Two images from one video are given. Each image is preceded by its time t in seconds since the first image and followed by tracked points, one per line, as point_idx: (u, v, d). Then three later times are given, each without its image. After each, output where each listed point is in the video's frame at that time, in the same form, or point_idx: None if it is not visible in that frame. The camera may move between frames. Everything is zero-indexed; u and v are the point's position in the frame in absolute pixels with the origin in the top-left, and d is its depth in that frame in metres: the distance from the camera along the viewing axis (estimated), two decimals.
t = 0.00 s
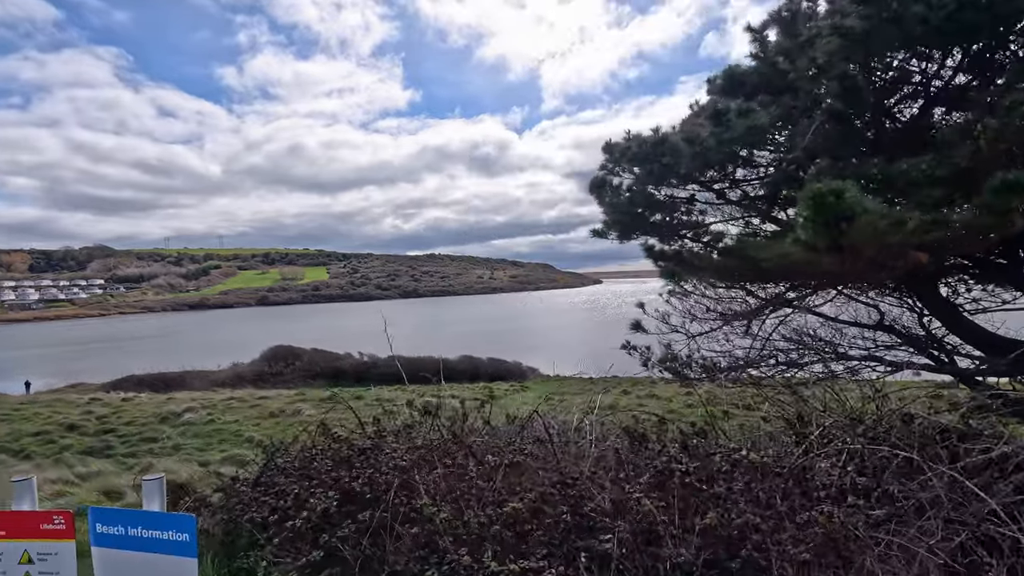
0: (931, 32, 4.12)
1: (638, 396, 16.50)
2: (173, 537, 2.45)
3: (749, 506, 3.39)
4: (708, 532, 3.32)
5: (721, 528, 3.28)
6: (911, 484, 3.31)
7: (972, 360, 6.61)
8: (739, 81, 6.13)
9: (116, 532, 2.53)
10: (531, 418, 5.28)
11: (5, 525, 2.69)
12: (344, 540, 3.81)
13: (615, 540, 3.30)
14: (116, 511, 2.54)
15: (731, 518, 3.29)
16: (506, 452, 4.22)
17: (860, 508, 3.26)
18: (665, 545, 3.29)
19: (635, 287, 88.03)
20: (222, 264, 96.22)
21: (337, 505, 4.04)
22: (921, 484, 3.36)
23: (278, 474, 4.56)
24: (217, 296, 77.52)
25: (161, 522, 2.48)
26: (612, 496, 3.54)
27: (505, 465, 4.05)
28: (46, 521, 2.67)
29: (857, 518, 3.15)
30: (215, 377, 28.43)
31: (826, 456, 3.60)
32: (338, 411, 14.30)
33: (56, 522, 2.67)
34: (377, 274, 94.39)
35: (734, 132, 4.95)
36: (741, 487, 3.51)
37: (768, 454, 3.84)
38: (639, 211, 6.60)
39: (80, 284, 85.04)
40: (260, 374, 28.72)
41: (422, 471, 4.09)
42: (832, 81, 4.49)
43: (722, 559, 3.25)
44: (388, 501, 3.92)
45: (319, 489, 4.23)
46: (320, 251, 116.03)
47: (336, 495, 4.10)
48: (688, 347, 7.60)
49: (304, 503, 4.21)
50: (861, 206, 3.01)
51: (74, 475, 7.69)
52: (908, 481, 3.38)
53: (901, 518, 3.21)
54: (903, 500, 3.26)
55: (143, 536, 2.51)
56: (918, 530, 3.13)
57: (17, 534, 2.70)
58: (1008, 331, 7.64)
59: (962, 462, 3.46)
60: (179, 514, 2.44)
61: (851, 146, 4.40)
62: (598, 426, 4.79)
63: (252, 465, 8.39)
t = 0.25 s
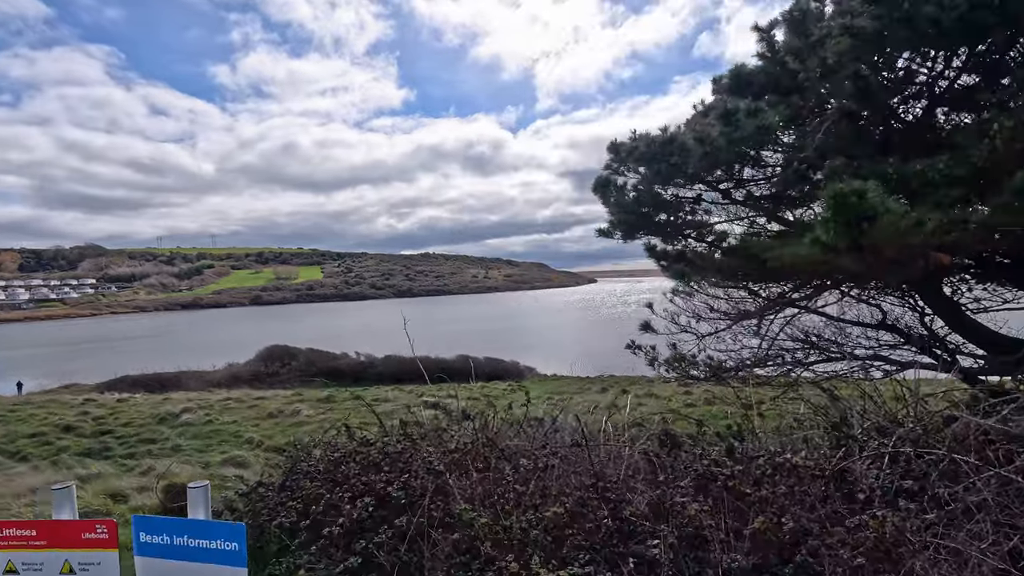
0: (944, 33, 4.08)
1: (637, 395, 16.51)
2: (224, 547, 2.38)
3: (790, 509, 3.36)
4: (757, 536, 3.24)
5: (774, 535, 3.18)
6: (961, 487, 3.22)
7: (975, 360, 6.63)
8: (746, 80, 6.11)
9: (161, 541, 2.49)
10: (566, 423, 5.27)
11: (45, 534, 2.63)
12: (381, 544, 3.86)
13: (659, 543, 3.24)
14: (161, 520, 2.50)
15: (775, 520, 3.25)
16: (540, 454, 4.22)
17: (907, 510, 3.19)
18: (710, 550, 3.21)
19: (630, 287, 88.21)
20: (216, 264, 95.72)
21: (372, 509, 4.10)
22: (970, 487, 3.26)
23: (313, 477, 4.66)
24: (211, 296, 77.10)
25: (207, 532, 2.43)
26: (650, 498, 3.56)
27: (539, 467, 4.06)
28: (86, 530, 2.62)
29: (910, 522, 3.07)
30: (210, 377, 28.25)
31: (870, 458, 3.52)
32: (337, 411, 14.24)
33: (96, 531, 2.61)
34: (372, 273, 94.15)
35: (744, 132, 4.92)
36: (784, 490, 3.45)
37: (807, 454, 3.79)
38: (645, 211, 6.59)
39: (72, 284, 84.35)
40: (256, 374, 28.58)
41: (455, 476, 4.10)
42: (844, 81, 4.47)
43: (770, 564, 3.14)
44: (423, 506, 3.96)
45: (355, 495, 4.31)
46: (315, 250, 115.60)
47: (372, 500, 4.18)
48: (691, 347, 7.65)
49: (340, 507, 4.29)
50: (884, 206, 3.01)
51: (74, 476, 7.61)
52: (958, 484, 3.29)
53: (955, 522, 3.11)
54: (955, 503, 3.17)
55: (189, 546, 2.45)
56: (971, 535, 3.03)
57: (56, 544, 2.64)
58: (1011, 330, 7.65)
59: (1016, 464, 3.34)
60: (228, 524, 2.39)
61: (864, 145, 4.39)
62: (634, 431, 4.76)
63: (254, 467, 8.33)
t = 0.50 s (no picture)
0: (952, 34, 4.13)
1: (635, 394, 16.54)
2: (284, 545, 2.34)
3: (837, 503, 3.31)
4: (802, 529, 3.19)
5: (821, 527, 3.15)
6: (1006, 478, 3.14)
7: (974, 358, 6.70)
8: (752, 81, 6.16)
9: (220, 538, 2.42)
10: (595, 424, 5.19)
11: (103, 532, 2.43)
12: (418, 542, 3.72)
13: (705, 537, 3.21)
14: (221, 517, 2.43)
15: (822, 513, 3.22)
16: (573, 452, 4.15)
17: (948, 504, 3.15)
18: (758, 543, 3.17)
19: (625, 287, 88.38)
20: (209, 264, 95.14)
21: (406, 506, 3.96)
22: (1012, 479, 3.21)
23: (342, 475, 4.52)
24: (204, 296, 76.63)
25: (269, 529, 2.37)
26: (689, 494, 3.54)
27: (574, 464, 4.00)
28: (145, 529, 2.42)
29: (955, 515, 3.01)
30: (205, 378, 28.09)
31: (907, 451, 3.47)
32: (336, 412, 14.19)
33: (156, 529, 2.41)
34: (366, 273, 93.90)
35: (752, 132, 4.96)
36: (823, 483, 3.41)
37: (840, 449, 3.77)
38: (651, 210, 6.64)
39: (63, 284, 83.60)
40: (252, 375, 28.44)
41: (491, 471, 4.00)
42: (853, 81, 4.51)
43: (820, 556, 3.13)
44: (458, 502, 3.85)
45: (387, 493, 4.16)
46: (309, 251, 115.14)
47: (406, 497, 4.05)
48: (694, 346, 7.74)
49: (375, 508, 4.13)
50: (899, 206, 3.03)
51: (76, 478, 7.54)
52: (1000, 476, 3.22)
53: (999, 513, 3.04)
54: (999, 494, 3.10)
55: (249, 543, 2.39)
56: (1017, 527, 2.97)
57: (113, 542, 2.43)
58: (1010, 328, 7.74)
59: None
60: (290, 521, 2.34)
61: (872, 145, 4.45)
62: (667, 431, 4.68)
63: (257, 467, 8.29)
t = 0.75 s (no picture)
0: (959, 34, 4.17)
1: (634, 393, 16.58)
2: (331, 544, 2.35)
3: (872, 500, 3.21)
4: (840, 526, 3.16)
5: (860, 524, 3.09)
6: None
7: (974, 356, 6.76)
8: (756, 81, 6.19)
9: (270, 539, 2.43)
10: (628, 424, 5.03)
11: (153, 533, 2.41)
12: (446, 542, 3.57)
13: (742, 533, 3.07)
14: (270, 518, 2.44)
15: (862, 510, 3.09)
16: (603, 451, 4.00)
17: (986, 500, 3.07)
18: (797, 540, 3.05)
19: (619, 286, 88.50)
20: (202, 265, 94.58)
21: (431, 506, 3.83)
22: None
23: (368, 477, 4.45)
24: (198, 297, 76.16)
25: (319, 530, 2.38)
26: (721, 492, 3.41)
27: (604, 463, 3.87)
28: (196, 530, 2.40)
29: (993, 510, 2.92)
30: (200, 379, 27.94)
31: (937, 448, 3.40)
32: (336, 412, 14.13)
33: (209, 529, 2.40)
34: (360, 273, 93.66)
35: (759, 132, 4.99)
36: (857, 480, 3.30)
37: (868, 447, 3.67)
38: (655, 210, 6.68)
39: (54, 285, 82.82)
40: (247, 376, 28.31)
41: (521, 468, 3.81)
42: (862, 81, 4.54)
43: (862, 554, 3.07)
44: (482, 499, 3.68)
45: (415, 494, 4.08)
46: (303, 251, 114.68)
47: (432, 498, 3.94)
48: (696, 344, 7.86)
49: (404, 511, 4.07)
50: (912, 206, 3.06)
51: (78, 480, 7.48)
52: None
53: None
54: None
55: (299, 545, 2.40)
56: None
57: (167, 542, 2.43)
58: (1008, 326, 7.83)
59: None
60: (338, 519, 2.36)
61: (878, 145, 4.50)
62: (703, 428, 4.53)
63: (260, 468, 8.26)
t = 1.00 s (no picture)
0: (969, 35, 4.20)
1: (633, 392, 16.62)
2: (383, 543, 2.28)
3: (913, 496, 3.16)
4: (878, 525, 3.15)
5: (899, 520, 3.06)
6: None
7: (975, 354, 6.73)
8: (762, 81, 6.20)
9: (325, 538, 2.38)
10: (656, 420, 4.97)
11: (207, 531, 2.37)
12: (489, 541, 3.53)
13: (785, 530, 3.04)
14: (323, 516, 2.40)
15: (904, 505, 3.08)
16: (638, 449, 3.96)
17: None
18: (841, 536, 3.05)
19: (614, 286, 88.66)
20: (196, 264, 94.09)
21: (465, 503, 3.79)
22: None
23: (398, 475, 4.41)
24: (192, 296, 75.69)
25: (371, 528, 2.32)
26: (757, 489, 3.39)
27: (638, 460, 3.81)
28: (250, 529, 2.36)
29: None
30: (196, 379, 27.79)
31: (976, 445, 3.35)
32: (335, 412, 14.07)
33: (262, 527, 2.36)
34: (356, 273, 93.43)
35: (768, 132, 5.00)
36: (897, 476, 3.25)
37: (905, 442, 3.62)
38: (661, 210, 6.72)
39: (46, 284, 82.08)
40: (243, 376, 28.18)
41: (554, 467, 3.78)
42: (873, 82, 4.57)
43: (903, 549, 3.10)
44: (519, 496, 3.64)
45: (449, 493, 4.04)
46: (297, 250, 114.18)
47: (466, 496, 3.90)
48: (700, 342, 7.94)
49: (438, 508, 4.02)
50: (929, 205, 3.08)
51: (81, 481, 7.42)
52: None
53: None
54: None
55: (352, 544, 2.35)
56: None
57: (221, 541, 2.38)
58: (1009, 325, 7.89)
59: None
60: (387, 519, 2.29)
61: (888, 145, 4.53)
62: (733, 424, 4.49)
63: (264, 468, 8.21)
